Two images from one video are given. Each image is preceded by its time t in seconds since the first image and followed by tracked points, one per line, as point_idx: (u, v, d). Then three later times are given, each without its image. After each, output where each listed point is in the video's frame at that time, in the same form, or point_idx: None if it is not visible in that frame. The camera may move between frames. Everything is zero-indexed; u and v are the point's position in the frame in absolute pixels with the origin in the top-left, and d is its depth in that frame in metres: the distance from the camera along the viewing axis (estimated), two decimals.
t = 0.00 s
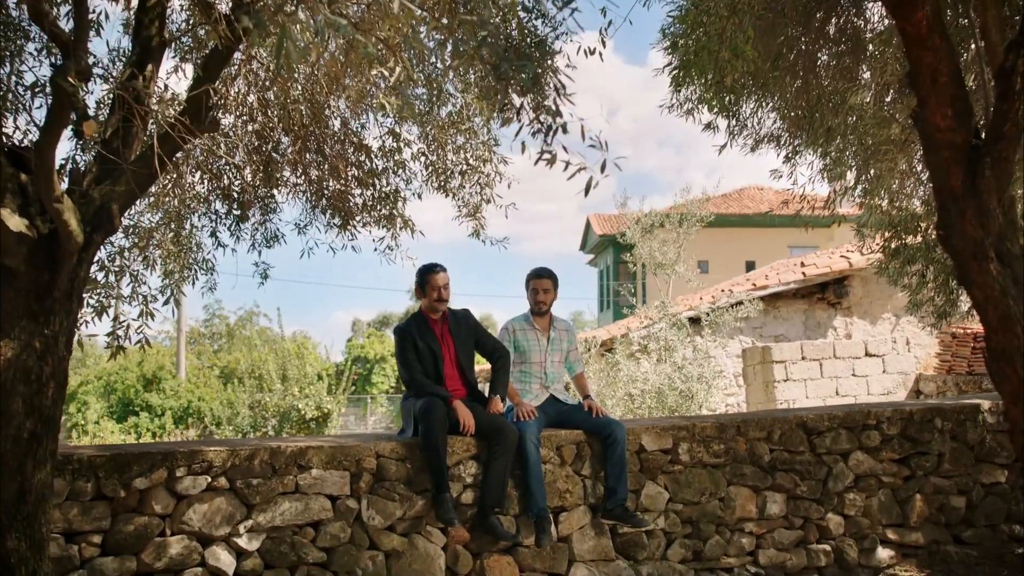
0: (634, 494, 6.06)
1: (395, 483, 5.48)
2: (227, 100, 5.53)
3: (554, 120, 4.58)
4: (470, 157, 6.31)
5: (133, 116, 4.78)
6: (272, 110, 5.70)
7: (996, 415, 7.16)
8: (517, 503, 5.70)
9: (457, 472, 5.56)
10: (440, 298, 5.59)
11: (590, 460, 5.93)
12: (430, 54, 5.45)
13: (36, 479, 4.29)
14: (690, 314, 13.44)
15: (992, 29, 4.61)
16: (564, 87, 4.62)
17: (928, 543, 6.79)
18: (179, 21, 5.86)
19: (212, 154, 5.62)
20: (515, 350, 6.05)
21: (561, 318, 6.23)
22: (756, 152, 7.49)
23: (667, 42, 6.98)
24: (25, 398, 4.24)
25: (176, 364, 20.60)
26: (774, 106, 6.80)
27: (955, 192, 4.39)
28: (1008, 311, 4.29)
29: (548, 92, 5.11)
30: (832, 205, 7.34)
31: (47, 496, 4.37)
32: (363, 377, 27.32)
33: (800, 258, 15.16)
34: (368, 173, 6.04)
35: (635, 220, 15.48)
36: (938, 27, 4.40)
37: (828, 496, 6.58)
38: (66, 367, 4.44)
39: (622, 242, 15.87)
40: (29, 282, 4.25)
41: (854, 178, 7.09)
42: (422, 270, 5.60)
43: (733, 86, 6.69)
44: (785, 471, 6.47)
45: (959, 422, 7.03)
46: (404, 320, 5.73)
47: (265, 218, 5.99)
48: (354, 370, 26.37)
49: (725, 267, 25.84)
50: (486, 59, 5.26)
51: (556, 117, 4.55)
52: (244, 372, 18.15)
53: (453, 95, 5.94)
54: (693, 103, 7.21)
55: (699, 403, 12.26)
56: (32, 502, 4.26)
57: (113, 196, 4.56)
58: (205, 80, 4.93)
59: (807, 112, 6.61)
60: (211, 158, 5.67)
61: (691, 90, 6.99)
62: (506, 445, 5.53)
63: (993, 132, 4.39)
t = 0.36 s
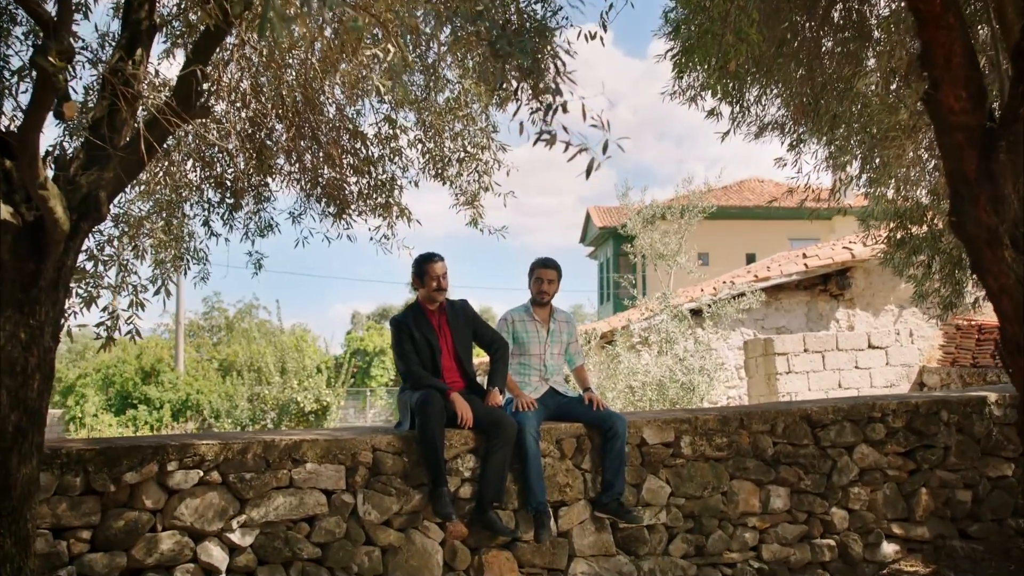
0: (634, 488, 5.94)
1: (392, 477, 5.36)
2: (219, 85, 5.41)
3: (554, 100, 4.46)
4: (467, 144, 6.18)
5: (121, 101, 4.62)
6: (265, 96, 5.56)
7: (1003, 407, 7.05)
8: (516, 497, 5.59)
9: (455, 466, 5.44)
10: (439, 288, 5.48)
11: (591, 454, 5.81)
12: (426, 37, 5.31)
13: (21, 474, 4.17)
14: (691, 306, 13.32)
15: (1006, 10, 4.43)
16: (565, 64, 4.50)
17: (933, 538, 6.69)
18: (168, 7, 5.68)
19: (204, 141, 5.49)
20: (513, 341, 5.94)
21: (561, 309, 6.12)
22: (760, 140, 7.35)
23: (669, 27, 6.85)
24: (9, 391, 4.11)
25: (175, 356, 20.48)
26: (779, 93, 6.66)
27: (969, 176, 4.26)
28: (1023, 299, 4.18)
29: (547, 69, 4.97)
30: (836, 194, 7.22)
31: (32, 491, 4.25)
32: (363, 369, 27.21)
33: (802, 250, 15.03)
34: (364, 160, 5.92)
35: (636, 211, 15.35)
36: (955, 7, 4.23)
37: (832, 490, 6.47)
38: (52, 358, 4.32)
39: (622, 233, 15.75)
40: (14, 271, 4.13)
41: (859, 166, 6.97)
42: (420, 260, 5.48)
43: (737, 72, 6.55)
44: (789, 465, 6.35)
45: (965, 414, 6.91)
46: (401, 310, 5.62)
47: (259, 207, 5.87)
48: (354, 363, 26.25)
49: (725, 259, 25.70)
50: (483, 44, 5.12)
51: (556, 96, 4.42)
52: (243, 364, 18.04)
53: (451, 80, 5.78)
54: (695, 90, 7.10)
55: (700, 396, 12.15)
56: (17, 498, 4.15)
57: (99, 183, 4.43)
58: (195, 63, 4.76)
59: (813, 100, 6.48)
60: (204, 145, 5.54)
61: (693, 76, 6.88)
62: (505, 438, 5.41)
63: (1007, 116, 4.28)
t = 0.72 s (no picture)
0: (634, 485, 5.83)
1: (386, 474, 5.26)
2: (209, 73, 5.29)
3: (552, 81, 4.39)
4: (463, 134, 6.06)
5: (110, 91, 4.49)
6: (256, 84, 5.44)
7: (1007, 403, 6.95)
8: (514, 494, 5.48)
9: (451, 463, 5.33)
10: (436, 281, 5.36)
11: (589, 450, 5.71)
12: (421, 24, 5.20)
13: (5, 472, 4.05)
14: (691, 301, 13.22)
15: None
16: (562, 44, 4.43)
17: (937, 535, 6.59)
18: None
19: (194, 130, 5.37)
20: (511, 336, 5.83)
21: (559, 303, 6.01)
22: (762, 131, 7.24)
23: (670, 15, 6.73)
24: None
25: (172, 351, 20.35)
26: (782, 83, 6.54)
27: (980, 163, 4.10)
28: None
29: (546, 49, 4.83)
30: (839, 186, 7.11)
31: (15, 488, 4.14)
32: (361, 365, 27.10)
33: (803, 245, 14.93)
34: (359, 151, 5.81)
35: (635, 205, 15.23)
36: None
37: (835, 486, 6.36)
38: (37, 353, 4.20)
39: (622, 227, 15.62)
40: None
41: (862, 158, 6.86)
42: (416, 253, 5.36)
43: (739, 62, 6.44)
44: (791, 461, 6.25)
45: (969, 410, 6.81)
46: (397, 304, 5.50)
47: (251, 198, 5.75)
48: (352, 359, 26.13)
49: (725, 255, 25.60)
50: (481, 31, 5.01)
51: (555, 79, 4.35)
52: (239, 360, 17.92)
53: (447, 70, 5.72)
54: (697, 79, 6.98)
55: (700, 391, 12.05)
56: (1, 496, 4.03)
57: (85, 172, 4.31)
58: (184, 49, 4.63)
59: (816, 90, 6.37)
60: (195, 135, 5.43)
61: (695, 65, 6.75)
62: (502, 435, 5.30)
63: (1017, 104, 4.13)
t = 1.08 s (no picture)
0: (633, 483, 5.74)
1: (382, 472, 5.16)
2: (199, 63, 5.17)
3: (549, 65, 4.31)
4: (460, 125, 5.94)
5: (100, 79, 4.39)
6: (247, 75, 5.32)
7: (1011, 399, 6.87)
8: (511, 493, 5.39)
9: (447, 460, 5.24)
10: (433, 275, 5.26)
11: (588, 448, 5.61)
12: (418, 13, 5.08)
13: None
14: (690, 297, 13.12)
15: None
16: (558, 27, 4.34)
17: (940, 534, 6.51)
18: None
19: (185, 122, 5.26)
20: (508, 331, 5.72)
21: (558, 298, 5.91)
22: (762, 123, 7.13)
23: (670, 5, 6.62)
24: None
25: (168, 348, 20.24)
26: (784, 74, 6.44)
27: (992, 155, 3.93)
28: None
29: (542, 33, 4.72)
30: (841, 179, 7.01)
31: None
32: (358, 361, 26.99)
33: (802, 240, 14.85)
34: (353, 143, 5.71)
35: (634, 200, 15.13)
36: None
37: (837, 484, 6.27)
38: (23, 348, 4.09)
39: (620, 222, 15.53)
40: None
41: (865, 150, 6.76)
42: (412, 247, 5.26)
43: (740, 53, 6.34)
44: (792, 459, 6.16)
45: (972, 407, 6.73)
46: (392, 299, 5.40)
47: (243, 191, 5.65)
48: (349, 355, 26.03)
49: (724, 252, 25.51)
50: (477, 19, 4.91)
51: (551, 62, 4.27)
52: (236, 356, 17.82)
53: (443, 60, 5.62)
54: (697, 70, 6.87)
55: (700, 388, 11.96)
56: None
57: (72, 163, 4.20)
58: (173, 36, 4.52)
59: (818, 82, 6.26)
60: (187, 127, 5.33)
61: (697, 55, 6.65)
62: (499, 432, 5.20)
63: None
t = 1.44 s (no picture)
0: (632, 480, 5.65)
1: (376, 469, 5.07)
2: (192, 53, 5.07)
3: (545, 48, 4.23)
4: (456, 116, 5.86)
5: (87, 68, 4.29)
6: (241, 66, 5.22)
7: (1014, 395, 6.80)
8: (508, 490, 5.30)
9: (443, 457, 5.15)
10: (429, 268, 5.17)
11: (586, 444, 5.53)
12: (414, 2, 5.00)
13: None
14: (689, 292, 13.04)
15: None
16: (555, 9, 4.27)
17: (943, 531, 6.43)
18: None
19: (177, 113, 5.16)
20: (506, 325, 5.63)
21: (555, 292, 5.83)
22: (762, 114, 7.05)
23: None
24: None
25: (165, 343, 20.15)
26: (785, 64, 6.35)
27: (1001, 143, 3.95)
28: None
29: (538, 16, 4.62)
30: (842, 171, 6.93)
31: None
32: (355, 357, 26.90)
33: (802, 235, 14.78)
34: (348, 135, 5.63)
35: (632, 195, 15.04)
36: None
37: (838, 481, 6.19)
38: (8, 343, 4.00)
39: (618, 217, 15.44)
40: None
41: (866, 142, 6.68)
42: (407, 240, 5.17)
43: (740, 43, 6.26)
44: (793, 455, 6.08)
45: (975, 402, 6.65)
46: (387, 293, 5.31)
47: (236, 183, 5.56)
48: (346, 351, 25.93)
49: (722, 247, 25.43)
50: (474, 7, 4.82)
51: (549, 44, 4.21)
52: (233, 352, 17.73)
53: (439, 50, 5.53)
54: (696, 61, 6.79)
55: (699, 383, 11.89)
56: None
57: (60, 153, 4.12)
58: (163, 24, 4.42)
59: (820, 73, 6.17)
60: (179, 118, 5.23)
61: (696, 45, 6.57)
62: (496, 428, 5.12)
63: None
